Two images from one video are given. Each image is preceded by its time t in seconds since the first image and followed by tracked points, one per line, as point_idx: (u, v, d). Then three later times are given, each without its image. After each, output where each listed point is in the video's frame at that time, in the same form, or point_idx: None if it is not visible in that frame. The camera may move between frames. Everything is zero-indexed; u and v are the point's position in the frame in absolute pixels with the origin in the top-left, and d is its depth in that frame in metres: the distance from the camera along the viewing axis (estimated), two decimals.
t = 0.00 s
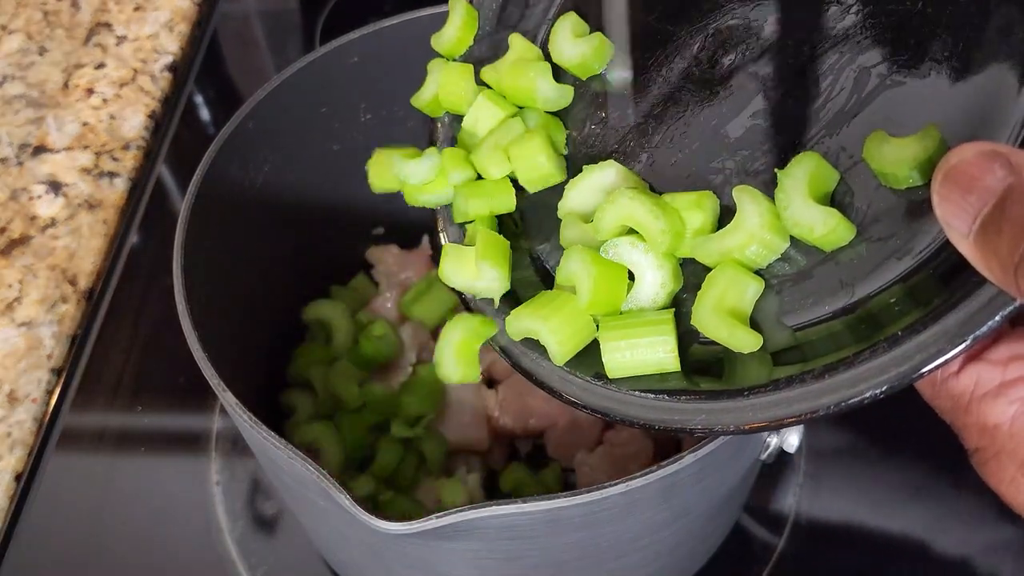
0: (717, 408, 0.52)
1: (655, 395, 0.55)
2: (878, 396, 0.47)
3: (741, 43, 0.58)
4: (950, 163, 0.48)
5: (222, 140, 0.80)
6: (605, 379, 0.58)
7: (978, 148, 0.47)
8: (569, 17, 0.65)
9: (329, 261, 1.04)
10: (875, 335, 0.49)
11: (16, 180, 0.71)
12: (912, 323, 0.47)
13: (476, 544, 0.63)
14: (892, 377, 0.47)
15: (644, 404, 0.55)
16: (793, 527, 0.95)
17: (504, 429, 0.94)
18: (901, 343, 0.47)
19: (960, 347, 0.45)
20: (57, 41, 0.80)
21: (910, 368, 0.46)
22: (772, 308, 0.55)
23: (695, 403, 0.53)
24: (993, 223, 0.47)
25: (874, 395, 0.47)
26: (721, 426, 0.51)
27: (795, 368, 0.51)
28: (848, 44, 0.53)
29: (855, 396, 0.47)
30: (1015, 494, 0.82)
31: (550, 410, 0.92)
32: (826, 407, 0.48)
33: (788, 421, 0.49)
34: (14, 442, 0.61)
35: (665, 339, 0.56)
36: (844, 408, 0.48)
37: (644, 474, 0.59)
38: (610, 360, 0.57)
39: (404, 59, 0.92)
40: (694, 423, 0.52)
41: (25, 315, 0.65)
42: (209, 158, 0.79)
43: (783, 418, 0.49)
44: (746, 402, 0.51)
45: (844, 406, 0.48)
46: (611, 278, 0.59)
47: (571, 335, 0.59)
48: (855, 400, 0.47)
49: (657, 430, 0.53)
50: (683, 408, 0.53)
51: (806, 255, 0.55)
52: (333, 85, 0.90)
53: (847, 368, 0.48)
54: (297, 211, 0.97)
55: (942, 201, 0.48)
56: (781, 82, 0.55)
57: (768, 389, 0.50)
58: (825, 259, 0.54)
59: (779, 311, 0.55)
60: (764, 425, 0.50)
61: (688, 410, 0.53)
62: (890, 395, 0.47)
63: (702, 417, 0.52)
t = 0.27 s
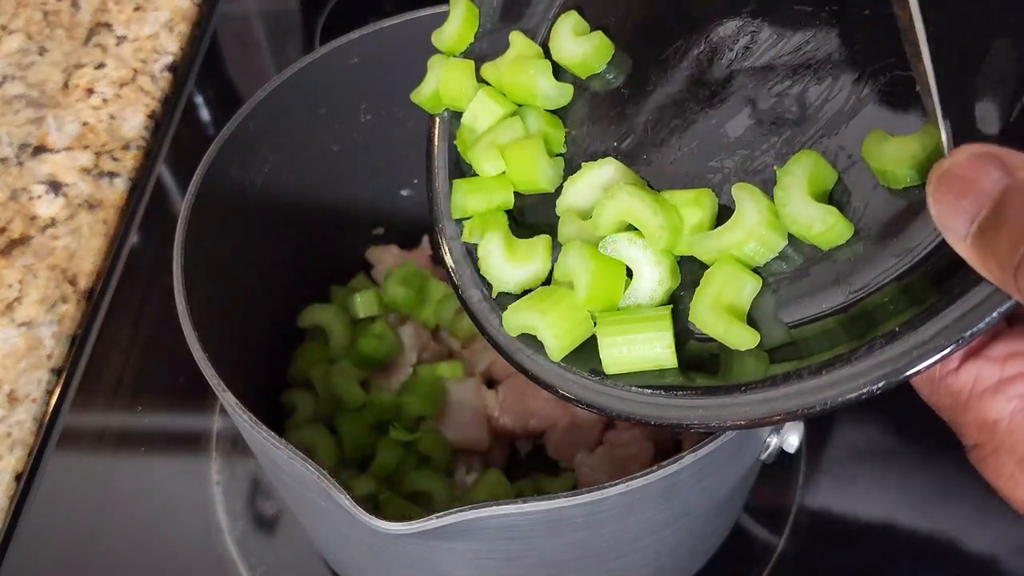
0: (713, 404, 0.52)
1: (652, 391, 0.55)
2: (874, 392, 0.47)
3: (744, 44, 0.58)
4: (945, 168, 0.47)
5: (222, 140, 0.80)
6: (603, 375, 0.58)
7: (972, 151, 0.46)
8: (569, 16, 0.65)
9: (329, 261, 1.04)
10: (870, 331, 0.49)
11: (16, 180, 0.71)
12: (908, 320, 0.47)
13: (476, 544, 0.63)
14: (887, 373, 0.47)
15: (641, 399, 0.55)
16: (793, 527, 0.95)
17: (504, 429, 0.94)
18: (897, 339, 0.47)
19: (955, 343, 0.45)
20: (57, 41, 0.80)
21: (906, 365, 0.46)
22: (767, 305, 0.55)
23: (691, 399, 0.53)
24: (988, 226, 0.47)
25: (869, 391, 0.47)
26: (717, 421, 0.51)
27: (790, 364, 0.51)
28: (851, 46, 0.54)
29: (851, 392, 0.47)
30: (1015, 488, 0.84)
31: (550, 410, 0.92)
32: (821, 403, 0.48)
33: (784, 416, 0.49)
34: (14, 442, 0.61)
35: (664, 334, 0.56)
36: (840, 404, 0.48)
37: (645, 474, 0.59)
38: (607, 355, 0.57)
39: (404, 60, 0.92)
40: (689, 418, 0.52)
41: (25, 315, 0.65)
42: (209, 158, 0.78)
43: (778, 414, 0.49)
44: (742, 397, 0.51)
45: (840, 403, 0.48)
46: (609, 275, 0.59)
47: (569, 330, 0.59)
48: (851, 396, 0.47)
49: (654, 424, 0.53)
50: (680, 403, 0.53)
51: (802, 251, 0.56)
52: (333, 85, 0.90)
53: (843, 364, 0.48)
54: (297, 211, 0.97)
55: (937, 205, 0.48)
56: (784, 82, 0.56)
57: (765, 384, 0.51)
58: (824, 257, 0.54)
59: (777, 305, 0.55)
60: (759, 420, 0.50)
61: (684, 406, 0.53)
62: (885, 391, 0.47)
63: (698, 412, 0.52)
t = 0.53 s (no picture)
0: (704, 422, 0.52)
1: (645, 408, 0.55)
2: (869, 409, 0.47)
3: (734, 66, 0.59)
4: (939, 180, 0.47)
5: (222, 140, 0.80)
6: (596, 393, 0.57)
7: (965, 165, 0.46)
8: (559, 37, 0.66)
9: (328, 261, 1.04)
10: (863, 349, 0.49)
11: (16, 180, 0.71)
12: (901, 337, 0.47)
13: (476, 544, 0.63)
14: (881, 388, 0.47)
15: (633, 417, 0.55)
16: (793, 528, 0.95)
17: (504, 429, 0.94)
18: (889, 356, 0.47)
19: (947, 361, 0.45)
20: (57, 41, 0.80)
21: (900, 380, 0.46)
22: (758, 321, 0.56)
23: (684, 417, 0.53)
24: (982, 241, 0.47)
25: (862, 409, 0.47)
26: (710, 440, 0.51)
27: (783, 383, 0.51)
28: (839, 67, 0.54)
29: (843, 410, 0.47)
30: (1007, 509, 0.81)
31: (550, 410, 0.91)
32: (816, 419, 0.48)
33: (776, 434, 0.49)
34: (14, 442, 0.61)
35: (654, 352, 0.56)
36: (834, 421, 0.48)
37: (644, 474, 0.59)
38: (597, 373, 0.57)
39: (404, 59, 0.92)
40: (682, 437, 0.52)
41: (25, 315, 0.66)
42: (209, 158, 0.79)
43: (771, 431, 0.49)
44: (735, 415, 0.51)
45: (834, 419, 0.48)
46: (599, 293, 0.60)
47: (559, 348, 0.59)
48: (845, 413, 0.47)
49: (647, 442, 0.53)
50: (672, 421, 0.53)
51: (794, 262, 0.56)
52: (333, 85, 0.90)
53: (836, 381, 0.48)
54: (297, 211, 0.97)
55: (930, 219, 0.47)
56: (773, 102, 0.56)
57: (756, 403, 0.50)
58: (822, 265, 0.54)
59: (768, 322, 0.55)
60: (752, 439, 0.50)
61: (676, 424, 0.53)
62: (880, 408, 0.47)
63: (690, 430, 0.52)
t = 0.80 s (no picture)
0: (721, 399, 0.52)
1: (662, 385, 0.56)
2: (888, 387, 0.47)
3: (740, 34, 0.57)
4: (963, 159, 0.46)
5: (222, 140, 0.80)
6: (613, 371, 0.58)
7: (991, 143, 0.45)
8: (580, 13, 0.64)
9: (329, 260, 1.04)
10: (885, 327, 0.49)
11: (16, 180, 0.71)
12: (925, 316, 0.47)
13: (476, 544, 0.63)
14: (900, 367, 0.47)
15: (652, 393, 0.55)
16: (793, 527, 0.95)
17: (504, 429, 0.94)
18: (910, 335, 0.47)
19: (970, 339, 0.45)
20: (57, 41, 0.80)
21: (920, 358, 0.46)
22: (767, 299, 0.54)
23: (701, 394, 0.53)
24: (1007, 220, 0.46)
25: (882, 386, 0.47)
26: (726, 417, 0.51)
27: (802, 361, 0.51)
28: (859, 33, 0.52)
29: (863, 387, 0.47)
30: None
31: (550, 409, 0.92)
32: (834, 398, 0.48)
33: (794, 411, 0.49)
34: (14, 442, 0.61)
35: (658, 330, 0.56)
36: (852, 399, 0.48)
37: (644, 474, 0.59)
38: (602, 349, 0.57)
39: (404, 59, 0.92)
40: (698, 414, 0.52)
41: (25, 315, 0.65)
42: (209, 158, 0.78)
43: (788, 408, 0.49)
44: (751, 393, 0.51)
45: (852, 398, 0.48)
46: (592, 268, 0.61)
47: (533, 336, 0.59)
48: (863, 392, 0.47)
49: (662, 420, 0.54)
50: (689, 397, 0.54)
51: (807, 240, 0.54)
52: (333, 85, 0.90)
53: (855, 360, 0.48)
54: (297, 211, 0.97)
55: (954, 199, 0.46)
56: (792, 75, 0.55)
57: (776, 378, 0.51)
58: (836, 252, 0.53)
59: (783, 294, 0.53)
60: (769, 415, 0.50)
61: (693, 400, 0.53)
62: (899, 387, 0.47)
63: (707, 407, 0.52)
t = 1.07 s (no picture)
0: (730, 395, 0.50)
1: (667, 379, 0.53)
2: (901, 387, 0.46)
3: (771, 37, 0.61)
4: (982, 155, 0.49)
5: (222, 140, 0.80)
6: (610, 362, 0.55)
7: (1011, 140, 0.48)
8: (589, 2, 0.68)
9: (329, 260, 1.04)
10: (896, 327, 0.49)
11: (16, 180, 0.71)
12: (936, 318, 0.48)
13: (476, 544, 0.63)
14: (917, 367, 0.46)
15: (657, 387, 0.52)
16: (793, 528, 0.95)
17: (504, 429, 0.94)
18: (923, 335, 0.47)
19: (983, 339, 0.45)
20: (57, 41, 0.80)
21: (936, 358, 0.46)
22: (771, 299, 0.55)
23: (708, 390, 0.51)
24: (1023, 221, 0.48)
25: (895, 384, 0.46)
26: (733, 414, 0.50)
27: (813, 359, 0.51)
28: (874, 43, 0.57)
29: (876, 387, 0.47)
30: None
31: (551, 409, 0.92)
32: (845, 395, 0.47)
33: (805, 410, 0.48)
34: (14, 442, 0.61)
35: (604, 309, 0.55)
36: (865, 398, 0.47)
37: (644, 474, 0.59)
38: (570, 321, 0.56)
39: (404, 59, 0.92)
40: (705, 410, 0.50)
41: (25, 315, 0.66)
42: (209, 158, 0.79)
43: (799, 405, 0.48)
44: (760, 390, 0.50)
45: (866, 396, 0.47)
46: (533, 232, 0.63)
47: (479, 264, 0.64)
48: (877, 391, 0.47)
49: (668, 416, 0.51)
50: (696, 394, 0.51)
51: (810, 240, 0.55)
52: (333, 85, 0.90)
53: (869, 358, 0.48)
54: (297, 211, 0.97)
55: (972, 196, 0.49)
56: (810, 75, 0.58)
57: (787, 378, 0.50)
58: (840, 256, 0.54)
59: (793, 289, 0.54)
60: (779, 413, 0.48)
61: (699, 397, 0.51)
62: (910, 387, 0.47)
63: (716, 404, 0.51)
